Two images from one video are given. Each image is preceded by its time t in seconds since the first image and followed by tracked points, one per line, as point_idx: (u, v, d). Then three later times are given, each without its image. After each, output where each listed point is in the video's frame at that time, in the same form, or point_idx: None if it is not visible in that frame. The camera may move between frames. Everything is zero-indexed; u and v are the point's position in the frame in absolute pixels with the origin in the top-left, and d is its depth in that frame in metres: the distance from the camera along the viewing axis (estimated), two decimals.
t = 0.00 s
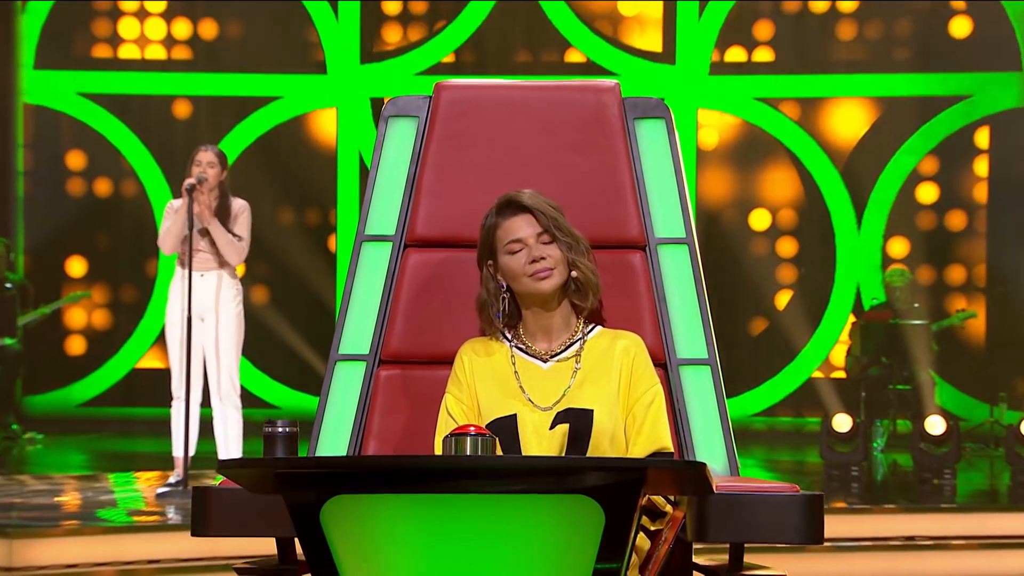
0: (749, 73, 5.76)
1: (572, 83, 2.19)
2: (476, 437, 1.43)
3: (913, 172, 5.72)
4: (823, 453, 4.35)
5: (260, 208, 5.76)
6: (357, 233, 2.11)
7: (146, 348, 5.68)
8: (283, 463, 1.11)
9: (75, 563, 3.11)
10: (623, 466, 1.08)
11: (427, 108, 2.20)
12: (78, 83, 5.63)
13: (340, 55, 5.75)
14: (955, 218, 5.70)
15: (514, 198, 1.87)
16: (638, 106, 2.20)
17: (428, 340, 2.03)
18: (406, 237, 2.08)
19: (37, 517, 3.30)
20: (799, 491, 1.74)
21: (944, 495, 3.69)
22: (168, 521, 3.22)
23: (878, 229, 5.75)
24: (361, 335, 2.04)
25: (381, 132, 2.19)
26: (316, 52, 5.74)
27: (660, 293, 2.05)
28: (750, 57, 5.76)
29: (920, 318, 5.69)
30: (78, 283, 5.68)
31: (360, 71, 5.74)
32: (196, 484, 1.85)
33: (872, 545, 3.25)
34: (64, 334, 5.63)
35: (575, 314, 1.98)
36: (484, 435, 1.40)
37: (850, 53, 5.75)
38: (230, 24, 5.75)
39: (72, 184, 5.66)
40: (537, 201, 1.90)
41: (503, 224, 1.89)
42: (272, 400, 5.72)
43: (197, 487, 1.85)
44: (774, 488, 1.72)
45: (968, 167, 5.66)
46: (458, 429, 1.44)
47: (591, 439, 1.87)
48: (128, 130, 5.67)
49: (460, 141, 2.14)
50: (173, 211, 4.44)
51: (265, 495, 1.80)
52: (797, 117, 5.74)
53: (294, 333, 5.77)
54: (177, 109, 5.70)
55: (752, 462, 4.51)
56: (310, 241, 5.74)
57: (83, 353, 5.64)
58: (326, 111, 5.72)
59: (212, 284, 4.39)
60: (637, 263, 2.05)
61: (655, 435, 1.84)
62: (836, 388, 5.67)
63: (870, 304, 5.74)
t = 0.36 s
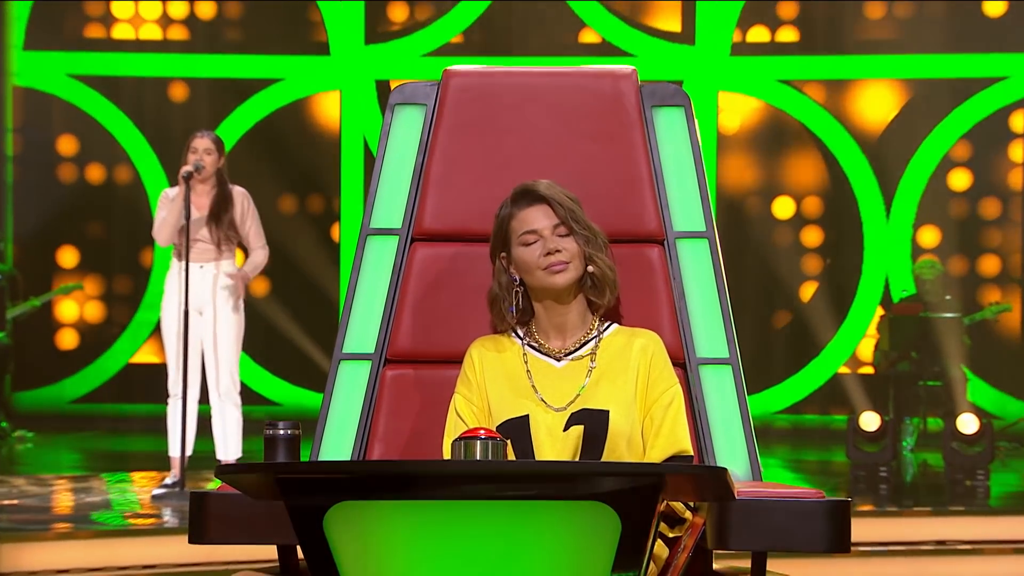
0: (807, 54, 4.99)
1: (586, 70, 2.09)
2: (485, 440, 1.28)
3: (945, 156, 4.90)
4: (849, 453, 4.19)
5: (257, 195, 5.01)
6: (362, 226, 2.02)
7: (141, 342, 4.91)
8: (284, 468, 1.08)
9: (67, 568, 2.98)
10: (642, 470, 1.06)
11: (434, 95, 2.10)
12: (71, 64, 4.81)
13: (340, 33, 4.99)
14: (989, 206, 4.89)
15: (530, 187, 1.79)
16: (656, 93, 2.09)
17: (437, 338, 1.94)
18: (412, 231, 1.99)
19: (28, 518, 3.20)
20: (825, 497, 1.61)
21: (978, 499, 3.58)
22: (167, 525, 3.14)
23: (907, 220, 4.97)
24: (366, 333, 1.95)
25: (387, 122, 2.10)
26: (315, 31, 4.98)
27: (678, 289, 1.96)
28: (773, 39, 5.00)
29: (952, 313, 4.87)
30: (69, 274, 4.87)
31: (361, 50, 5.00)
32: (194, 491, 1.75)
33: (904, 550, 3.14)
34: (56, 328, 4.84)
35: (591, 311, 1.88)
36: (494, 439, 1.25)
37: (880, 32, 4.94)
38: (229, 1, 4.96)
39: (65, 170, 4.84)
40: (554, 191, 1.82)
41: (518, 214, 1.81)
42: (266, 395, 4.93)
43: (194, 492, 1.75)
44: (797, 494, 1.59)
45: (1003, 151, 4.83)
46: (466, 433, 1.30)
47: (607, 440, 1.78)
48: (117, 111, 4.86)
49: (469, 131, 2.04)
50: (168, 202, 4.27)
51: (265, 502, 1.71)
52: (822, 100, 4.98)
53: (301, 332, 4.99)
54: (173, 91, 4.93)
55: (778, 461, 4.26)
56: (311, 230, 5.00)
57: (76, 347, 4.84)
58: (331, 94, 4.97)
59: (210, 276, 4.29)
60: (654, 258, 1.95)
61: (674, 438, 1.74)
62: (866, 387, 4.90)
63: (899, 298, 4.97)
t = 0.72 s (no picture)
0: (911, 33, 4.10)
1: (602, 58, 2.00)
2: (497, 445, 1.27)
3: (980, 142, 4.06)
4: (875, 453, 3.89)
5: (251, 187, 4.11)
6: (368, 221, 1.94)
7: (137, 336, 4.01)
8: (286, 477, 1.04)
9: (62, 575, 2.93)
10: (659, 478, 1.01)
11: (443, 83, 2.02)
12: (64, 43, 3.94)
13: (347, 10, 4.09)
14: None
15: (540, 186, 1.71)
16: (675, 82, 2.01)
17: (445, 338, 1.86)
18: (421, 226, 1.91)
19: (22, 521, 3.14)
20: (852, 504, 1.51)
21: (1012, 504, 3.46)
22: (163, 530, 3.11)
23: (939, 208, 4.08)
24: (373, 333, 1.87)
25: (394, 112, 2.03)
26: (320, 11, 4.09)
27: (698, 287, 1.87)
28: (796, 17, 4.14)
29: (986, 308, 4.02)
30: (60, 265, 3.93)
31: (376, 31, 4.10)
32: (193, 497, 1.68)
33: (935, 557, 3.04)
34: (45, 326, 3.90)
35: (606, 311, 1.80)
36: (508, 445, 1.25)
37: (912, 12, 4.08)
38: None
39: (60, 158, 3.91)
40: (566, 190, 1.74)
41: (528, 215, 1.73)
42: (271, 395, 4.01)
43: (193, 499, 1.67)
44: (824, 502, 1.50)
45: None
46: (478, 436, 1.28)
47: (624, 444, 1.69)
48: (113, 97, 3.99)
49: (480, 121, 1.96)
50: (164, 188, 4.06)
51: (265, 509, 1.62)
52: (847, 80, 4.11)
53: (305, 329, 4.05)
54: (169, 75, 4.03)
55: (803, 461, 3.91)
56: (317, 224, 4.04)
57: (69, 343, 3.91)
58: (337, 76, 4.07)
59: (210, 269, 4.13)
60: (673, 254, 1.87)
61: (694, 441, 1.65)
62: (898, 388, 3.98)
63: (930, 292, 4.07)
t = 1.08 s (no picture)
0: (920, 18, 4.06)
1: (620, 48, 1.92)
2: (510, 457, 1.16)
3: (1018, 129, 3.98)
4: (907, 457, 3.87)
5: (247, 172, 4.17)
6: (374, 219, 1.86)
7: (133, 333, 4.04)
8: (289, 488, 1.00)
9: None
10: (675, 490, 0.96)
11: (453, 76, 1.94)
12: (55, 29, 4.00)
13: None
14: None
15: (558, 178, 1.63)
16: (697, 73, 1.92)
17: (455, 341, 1.78)
18: (430, 225, 1.84)
19: (13, 532, 3.14)
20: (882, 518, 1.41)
21: None
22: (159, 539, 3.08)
23: (974, 199, 3.98)
24: (380, 336, 1.80)
25: (402, 104, 1.94)
26: None
27: (720, 288, 1.79)
28: None
29: None
30: (54, 261, 3.98)
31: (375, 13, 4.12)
32: (191, 508, 1.59)
33: (966, 567, 2.95)
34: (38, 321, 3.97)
35: (623, 313, 1.72)
36: (521, 454, 1.15)
37: None
38: None
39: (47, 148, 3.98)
40: (586, 184, 1.66)
41: (545, 207, 1.65)
42: (272, 395, 4.05)
43: (193, 510, 1.59)
44: (853, 515, 1.39)
45: None
46: (489, 446, 1.18)
47: (642, 452, 1.59)
48: (110, 86, 4.03)
49: (492, 115, 1.88)
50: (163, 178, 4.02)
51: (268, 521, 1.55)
52: (880, 66, 4.04)
53: (306, 324, 4.10)
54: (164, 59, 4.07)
55: (831, 465, 3.86)
56: (323, 215, 4.08)
57: (61, 342, 3.97)
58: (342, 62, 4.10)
59: (209, 266, 4.02)
60: (695, 254, 1.78)
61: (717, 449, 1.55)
62: (927, 387, 3.92)
63: (963, 288, 3.99)
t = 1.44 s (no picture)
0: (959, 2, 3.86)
1: (637, 40, 1.83)
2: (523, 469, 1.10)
3: None
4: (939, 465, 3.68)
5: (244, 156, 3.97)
6: (380, 219, 1.78)
7: (127, 333, 3.89)
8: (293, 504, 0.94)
9: None
10: (695, 504, 0.89)
11: (462, 69, 1.86)
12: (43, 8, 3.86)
13: None
14: None
15: (577, 180, 1.54)
16: (718, 66, 1.83)
17: (464, 347, 1.71)
18: (439, 225, 1.76)
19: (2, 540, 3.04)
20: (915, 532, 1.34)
21: None
22: (157, 549, 3.03)
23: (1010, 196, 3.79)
24: (386, 342, 1.72)
25: (409, 99, 1.86)
26: None
27: (742, 291, 1.70)
28: None
29: None
30: (46, 256, 3.81)
31: None
32: (190, 522, 1.50)
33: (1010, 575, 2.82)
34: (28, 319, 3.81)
35: (639, 321, 1.63)
36: (533, 466, 1.09)
37: None
38: None
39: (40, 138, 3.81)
40: (607, 188, 1.56)
41: (562, 208, 1.57)
42: (272, 396, 3.87)
43: (191, 525, 1.49)
44: (884, 527, 1.32)
45: None
46: (500, 458, 1.12)
47: (660, 465, 1.51)
48: (108, 77, 3.88)
49: (503, 111, 1.80)
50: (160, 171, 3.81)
51: (269, 534, 1.45)
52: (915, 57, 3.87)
53: (310, 324, 3.93)
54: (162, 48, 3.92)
55: (857, 471, 3.66)
56: (325, 208, 3.92)
57: (52, 343, 3.81)
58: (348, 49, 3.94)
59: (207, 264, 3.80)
60: (716, 256, 1.70)
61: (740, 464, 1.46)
62: (960, 388, 3.72)
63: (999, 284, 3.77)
